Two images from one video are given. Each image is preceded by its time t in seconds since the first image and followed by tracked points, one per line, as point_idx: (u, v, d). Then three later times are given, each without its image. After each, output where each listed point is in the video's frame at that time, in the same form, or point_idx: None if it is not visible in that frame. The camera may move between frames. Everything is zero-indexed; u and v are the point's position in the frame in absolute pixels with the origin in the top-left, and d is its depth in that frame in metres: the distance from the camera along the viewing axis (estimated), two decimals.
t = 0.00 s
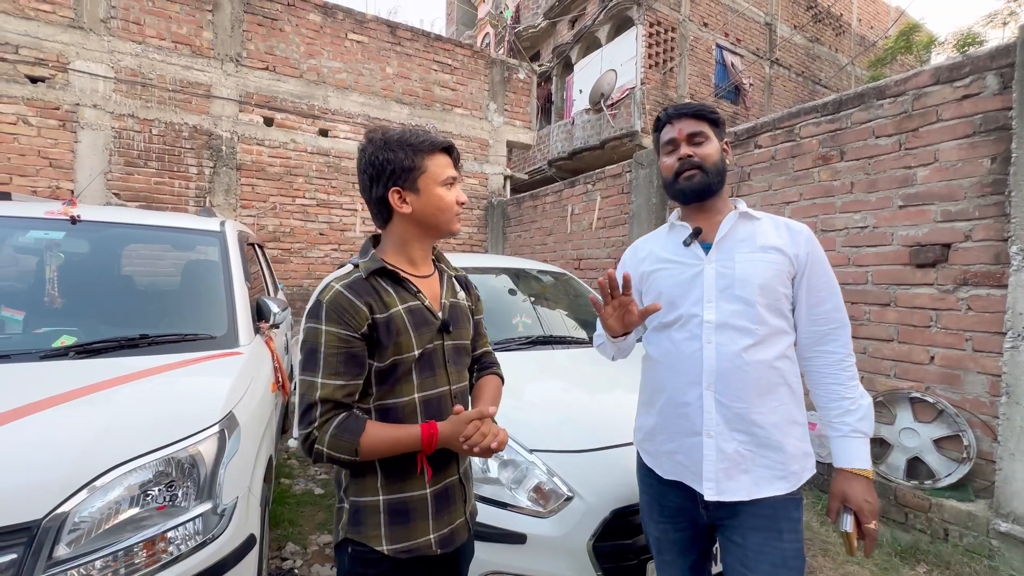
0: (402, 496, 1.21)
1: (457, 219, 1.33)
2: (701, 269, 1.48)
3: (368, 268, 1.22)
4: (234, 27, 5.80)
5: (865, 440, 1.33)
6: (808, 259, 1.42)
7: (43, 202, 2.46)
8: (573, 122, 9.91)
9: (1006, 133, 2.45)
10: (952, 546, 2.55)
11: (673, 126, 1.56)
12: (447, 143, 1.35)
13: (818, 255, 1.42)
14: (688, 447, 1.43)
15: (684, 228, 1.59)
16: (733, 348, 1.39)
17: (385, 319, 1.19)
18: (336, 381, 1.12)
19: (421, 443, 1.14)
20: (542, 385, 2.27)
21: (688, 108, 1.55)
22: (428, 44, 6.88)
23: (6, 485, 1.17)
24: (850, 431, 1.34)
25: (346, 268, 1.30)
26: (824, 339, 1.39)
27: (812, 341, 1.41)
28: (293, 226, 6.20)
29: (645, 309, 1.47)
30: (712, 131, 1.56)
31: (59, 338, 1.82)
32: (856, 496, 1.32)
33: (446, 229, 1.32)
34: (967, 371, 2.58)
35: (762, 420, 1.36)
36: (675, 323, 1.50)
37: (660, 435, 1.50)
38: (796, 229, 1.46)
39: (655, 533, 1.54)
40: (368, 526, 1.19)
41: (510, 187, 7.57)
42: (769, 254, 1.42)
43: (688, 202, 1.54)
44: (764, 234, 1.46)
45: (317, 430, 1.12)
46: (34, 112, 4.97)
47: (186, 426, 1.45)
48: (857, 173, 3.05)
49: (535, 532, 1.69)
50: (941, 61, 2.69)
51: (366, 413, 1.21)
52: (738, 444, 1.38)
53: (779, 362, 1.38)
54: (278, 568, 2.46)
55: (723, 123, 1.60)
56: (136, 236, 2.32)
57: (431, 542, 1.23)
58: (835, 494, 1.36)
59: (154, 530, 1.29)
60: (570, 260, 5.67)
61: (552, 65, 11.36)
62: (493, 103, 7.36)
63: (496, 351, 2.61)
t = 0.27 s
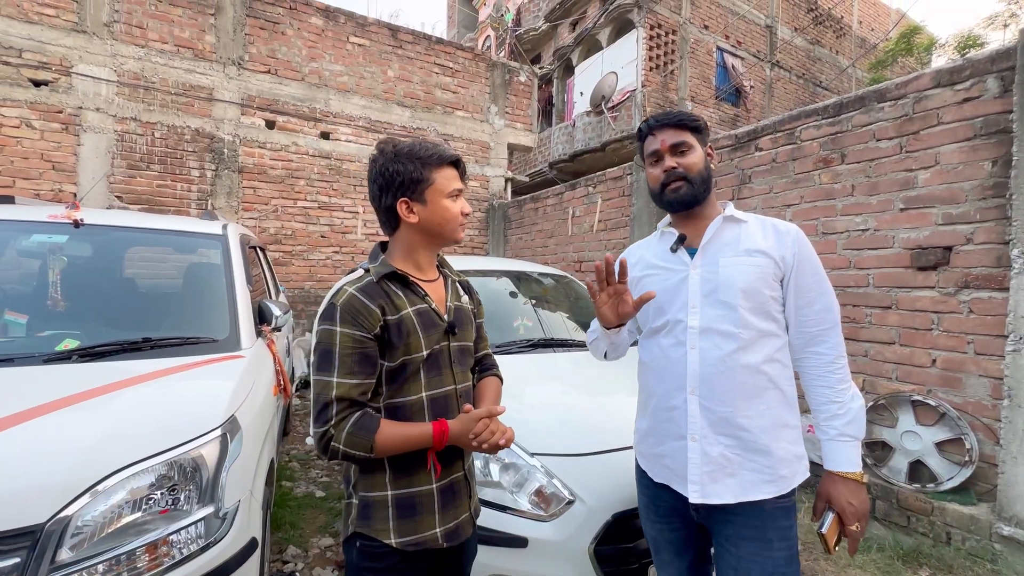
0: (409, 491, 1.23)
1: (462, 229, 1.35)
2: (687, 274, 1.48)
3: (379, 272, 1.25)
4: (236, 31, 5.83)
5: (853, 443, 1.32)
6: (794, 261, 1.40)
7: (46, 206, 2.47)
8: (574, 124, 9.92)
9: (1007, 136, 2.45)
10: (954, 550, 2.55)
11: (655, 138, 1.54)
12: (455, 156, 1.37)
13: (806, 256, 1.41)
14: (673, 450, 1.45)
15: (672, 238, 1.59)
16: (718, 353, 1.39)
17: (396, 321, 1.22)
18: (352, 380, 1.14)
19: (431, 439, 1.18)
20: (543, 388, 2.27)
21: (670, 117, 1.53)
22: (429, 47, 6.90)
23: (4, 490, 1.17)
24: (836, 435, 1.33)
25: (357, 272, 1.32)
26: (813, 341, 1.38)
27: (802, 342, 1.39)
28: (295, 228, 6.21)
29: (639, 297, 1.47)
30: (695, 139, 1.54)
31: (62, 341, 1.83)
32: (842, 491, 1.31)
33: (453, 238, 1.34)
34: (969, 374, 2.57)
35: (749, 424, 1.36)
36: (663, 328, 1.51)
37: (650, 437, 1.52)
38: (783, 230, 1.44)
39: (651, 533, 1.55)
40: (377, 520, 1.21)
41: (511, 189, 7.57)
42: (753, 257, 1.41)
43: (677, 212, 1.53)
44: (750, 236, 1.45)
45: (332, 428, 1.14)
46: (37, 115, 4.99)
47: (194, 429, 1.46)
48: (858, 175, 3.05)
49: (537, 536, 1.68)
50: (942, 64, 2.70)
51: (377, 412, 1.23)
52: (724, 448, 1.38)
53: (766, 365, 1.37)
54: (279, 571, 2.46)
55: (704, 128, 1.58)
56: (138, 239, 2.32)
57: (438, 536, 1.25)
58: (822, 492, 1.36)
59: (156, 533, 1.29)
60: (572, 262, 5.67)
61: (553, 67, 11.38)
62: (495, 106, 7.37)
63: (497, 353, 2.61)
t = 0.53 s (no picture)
0: (414, 489, 1.25)
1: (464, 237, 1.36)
2: (687, 280, 1.48)
3: (383, 277, 1.26)
4: (237, 33, 5.84)
5: (869, 451, 1.28)
6: (795, 267, 1.39)
7: (48, 209, 2.48)
8: (575, 126, 9.93)
9: (1007, 138, 2.45)
10: (955, 552, 2.54)
11: (655, 142, 1.54)
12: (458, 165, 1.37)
13: (808, 263, 1.39)
14: (672, 455, 1.45)
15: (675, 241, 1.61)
16: (716, 361, 1.39)
17: (400, 323, 1.23)
18: (358, 380, 1.16)
19: (435, 438, 1.20)
20: (544, 390, 2.27)
21: (668, 122, 1.53)
22: (429, 50, 6.91)
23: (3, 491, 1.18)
24: (851, 443, 1.30)
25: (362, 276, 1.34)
26: (818, 347, 1.36)
27: (805, 349, 1.38)
28: (296, 230, 6.22)
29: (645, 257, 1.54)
30: (694, 142, 1.55)
31: (64, 344, 1.83)
32: (863, 507, 1.28)
33: (454, 245, 1.35)
34: (969, 376, 2.57)
35: (745, 433, 1.36)
36: (661, 335, 1.52)
37: (649, 443, 1.53)
38: (784, 236, 1.43)
39: (650, 535, 1.55)
40: (382, 517, 1.23)
41: (511, 191, 7.58)
42: (754, 264, 1.40)
43: (679, 217, 1.53)
44: (751, 243, 1.44)
45: (340, 427, 1.16)
46: (39, 118, 5.01)
47: (194, 431, 1.47)
48: (858, 177, 3.06)
49: (537, 538, 1.68)
50: (941, 66, 2.70)
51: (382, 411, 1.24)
52: (719, 456, 1.38)
53: (765, 374, 1.37)
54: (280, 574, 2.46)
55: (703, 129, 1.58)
56: (140, 242, 2.33)
57: (441, 533, 1.26)
58: (840, 509, 1.32)
59: (156, 536, 1.29)
60: (572, 263, 5.67)
61: (554, 69, 11.40)
62: (495, 108, 7.38)
63: (498, 355, 2.61)
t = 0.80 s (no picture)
0: (415, 485, 1.27)
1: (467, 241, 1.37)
2: (689, 282, 1.49)
3: (387, 279, 1.27)
4: (237, 34, 5.85)
5: (858, 453, 1.28)
6: (798, 268, 1.39)
7: (49, 210, 2.49)
8: (575, 126, 9.94)
9: (1006, 139, 2.45)
10: (955, 552, 2.54)
11: (661, 133, 1.54)
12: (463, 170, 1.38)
13: (811, 264, 1.39)
14: (675, 461, 1.45)
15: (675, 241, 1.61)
16: (720, 364, 1.40)
17: (403, 325, 1.24)
18: (361, 379, 1.17)
19: (435, 436, 1.20)
20: (545, 390, 2.27)
21: (675, 114, 1.54)
22: (429, 50, 6.92)
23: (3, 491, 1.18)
24: (841, 443, 1.30)
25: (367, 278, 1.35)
26: (818, 349, 1.36)
27: (806, 350, 1.38)
28: (296, 231, 6.22)
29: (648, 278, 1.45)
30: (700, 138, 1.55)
31: (64, 345, 1.83)
32: (844, 505, 1.28)
33: (456, 250, 1.35)
34: (969, 377, 2.57)
35: (750, 438, 1.36)
36: (664, 338, 1.52)
37: (650, 447, 1.53)
38: (787, 237, 1.43)
39: (651, 537, 1.55)
40: (384, 512, 1.25)
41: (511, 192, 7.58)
42: (756, 265, 1.41)
43: (681, 214, 1.53)
44: (753, 244, 1.44)
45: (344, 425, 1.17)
46: (40, 119, 5.01)
47: (194, 432, 1.47)
48: (857, 178, 3.06)
49: (537, 538, 1.69)
50: (941, 67, 2.71)
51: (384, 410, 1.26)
52: (725, 461, 1.38)
53: (769, 377, 1.37)
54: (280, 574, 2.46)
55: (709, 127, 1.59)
56: (140, 243, 2.34)
57: (440, 530, 1.27)
58: (822, 507, 1.32)
59: (158, 536, 1.30)
60: (572, 264, 5.67)
61: (554, 70, 11.40)
62: (495, 109, 7.39)
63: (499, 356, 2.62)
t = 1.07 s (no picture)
0: (407, 482, 1.27)
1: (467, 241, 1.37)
2: (686, 281, 1.49)
3: (387, 278, 1.27)
4: (237, 35, 5.85)
5: (858, 458, 1.30)
6: (797, 268, 1.39)
7: (50, 210, 2.49)
8: (575, 127, 9.94)
9: (1005, 139, 2.46)
10: (956, 552, 2.54)
11: (674, 123, 1.54)
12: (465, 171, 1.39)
13: (810, 265, 1.39)
14: (681, 464, 1.45)
15: (671, 240, 1.61)
16: (718, 365, 1.40)
17: (401, 324, 1.24)
18: (358, 377, 1.18)
19: (430, 436, 1.21)
20: (546, 391, 2.27)
21: (692, 107, 1.54)
22: (429, 51, 6.92)
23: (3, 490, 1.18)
24: (840, 450, 1.31)
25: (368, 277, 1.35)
26: (817, 350, 1.37)
27: (805, 351, 1.38)
28: (296, 232, 6.23)
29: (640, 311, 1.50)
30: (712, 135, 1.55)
31: (65, 345, 1.84)
32: (844, 509, 1.30)
33: (458, 250, 1.36)
34: (969, 377, 2.58)
35: (754, 441, 1.36)
36: (661, 339, 1.52)
37: (653, 451, 1.53)
38: (787, 237, 1.42)
39: (653, 542, 1.56)
40: (375, 507, 1.25)
41: (511, 192, 7.59)
42: (754, 265, 1.40)
43: (680, 201, 1.53)
44: (752, 243, 1.44)
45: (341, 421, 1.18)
46: (40, 119, 5.02)
47: (192, 433, 1.46)
48: (857, 178, 3.06)
49: (538, 537, 1.69)
50: (940, 67, 2.71)
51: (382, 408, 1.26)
52: (728, 466, 1.38)
53: (771, 380, 1.37)
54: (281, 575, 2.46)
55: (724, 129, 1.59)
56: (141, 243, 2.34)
57: (429, 527, 1.28)
58: (823, 509, 1.35)
59: (158, 536, 1.30)
60: (572, 264, 5.68)
61: (553, 70, 11.41)
62: (495, 109, 7.40)
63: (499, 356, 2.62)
